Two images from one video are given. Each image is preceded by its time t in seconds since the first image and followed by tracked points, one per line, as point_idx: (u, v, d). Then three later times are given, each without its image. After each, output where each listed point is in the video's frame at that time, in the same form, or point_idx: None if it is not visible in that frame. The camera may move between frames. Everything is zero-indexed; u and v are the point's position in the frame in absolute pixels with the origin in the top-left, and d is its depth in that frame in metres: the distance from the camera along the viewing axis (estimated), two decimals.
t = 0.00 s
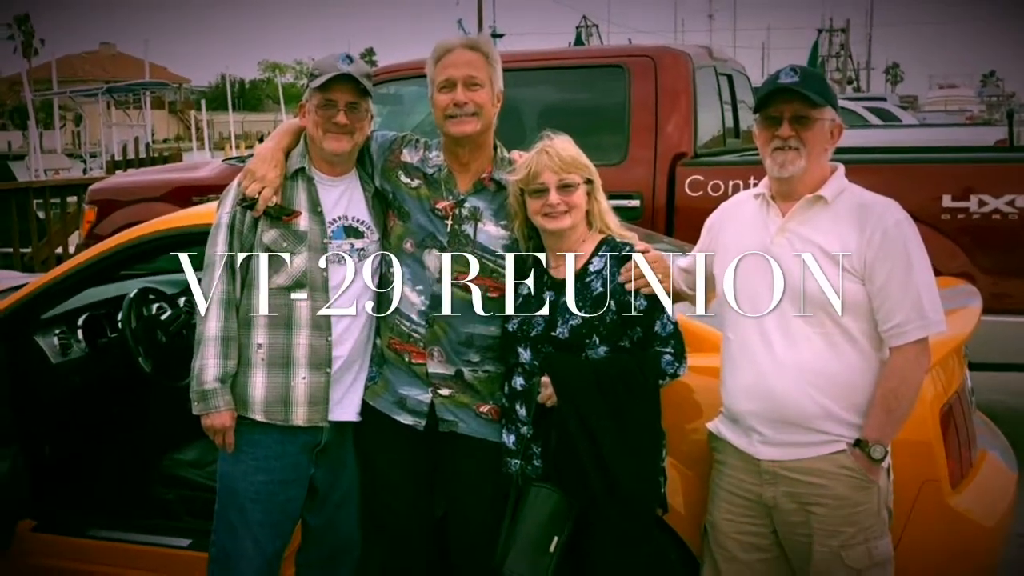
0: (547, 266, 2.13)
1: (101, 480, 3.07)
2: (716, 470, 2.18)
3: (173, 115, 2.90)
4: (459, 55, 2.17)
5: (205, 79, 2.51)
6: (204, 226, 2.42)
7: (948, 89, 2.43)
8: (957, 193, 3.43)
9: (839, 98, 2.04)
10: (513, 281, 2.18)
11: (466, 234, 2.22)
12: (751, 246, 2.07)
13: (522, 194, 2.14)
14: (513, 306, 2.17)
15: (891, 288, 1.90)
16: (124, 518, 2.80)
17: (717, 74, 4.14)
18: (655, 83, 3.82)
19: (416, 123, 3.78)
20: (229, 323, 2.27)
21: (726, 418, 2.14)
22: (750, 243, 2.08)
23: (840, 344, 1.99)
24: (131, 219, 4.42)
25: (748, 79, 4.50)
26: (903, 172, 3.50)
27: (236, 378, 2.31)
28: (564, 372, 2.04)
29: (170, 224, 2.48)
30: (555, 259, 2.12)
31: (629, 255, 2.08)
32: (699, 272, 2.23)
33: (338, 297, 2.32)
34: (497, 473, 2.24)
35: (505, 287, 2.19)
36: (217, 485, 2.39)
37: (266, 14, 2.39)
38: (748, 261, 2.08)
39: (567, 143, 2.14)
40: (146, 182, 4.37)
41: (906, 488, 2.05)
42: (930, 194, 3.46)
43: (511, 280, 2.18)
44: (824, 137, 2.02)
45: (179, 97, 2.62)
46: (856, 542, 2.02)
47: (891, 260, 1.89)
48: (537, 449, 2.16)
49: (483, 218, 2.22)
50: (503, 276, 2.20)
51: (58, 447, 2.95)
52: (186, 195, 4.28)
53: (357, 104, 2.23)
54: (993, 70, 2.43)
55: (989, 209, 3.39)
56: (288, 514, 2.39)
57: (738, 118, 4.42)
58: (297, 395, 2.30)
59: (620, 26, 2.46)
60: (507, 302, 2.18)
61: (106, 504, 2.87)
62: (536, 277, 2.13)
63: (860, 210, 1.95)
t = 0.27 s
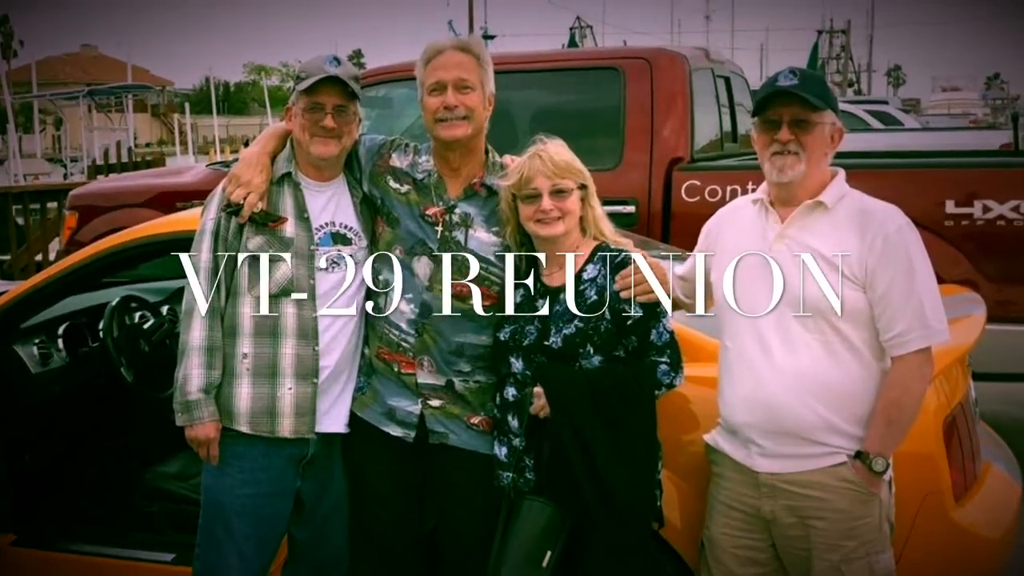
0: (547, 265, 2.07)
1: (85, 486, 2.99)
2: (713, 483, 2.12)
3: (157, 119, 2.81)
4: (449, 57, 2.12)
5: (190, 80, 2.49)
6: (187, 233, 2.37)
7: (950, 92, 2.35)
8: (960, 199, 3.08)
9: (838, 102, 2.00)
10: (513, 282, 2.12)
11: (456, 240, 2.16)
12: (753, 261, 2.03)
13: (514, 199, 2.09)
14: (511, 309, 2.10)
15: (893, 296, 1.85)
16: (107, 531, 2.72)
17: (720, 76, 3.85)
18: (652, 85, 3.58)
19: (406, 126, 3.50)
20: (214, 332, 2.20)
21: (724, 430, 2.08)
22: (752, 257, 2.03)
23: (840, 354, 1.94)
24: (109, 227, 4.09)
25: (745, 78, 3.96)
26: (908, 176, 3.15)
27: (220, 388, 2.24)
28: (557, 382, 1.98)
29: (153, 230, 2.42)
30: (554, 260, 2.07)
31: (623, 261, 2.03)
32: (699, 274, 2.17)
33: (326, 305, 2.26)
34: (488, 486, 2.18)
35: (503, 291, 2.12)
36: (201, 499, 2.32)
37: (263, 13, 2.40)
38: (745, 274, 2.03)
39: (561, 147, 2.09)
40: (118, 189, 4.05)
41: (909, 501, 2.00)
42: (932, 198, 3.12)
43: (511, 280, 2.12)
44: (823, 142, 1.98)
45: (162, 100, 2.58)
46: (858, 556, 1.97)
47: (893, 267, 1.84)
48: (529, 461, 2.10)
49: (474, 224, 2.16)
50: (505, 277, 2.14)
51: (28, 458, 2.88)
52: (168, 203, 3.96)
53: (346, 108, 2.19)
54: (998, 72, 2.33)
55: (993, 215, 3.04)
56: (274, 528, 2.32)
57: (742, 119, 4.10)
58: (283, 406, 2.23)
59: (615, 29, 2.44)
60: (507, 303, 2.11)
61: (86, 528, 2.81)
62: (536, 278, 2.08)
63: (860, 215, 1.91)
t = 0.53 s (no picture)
0: (543, 270, 2.01)
1: (66, 498, 2.91)
2: (710, 496, 2.07)
3: (140, 123, 2.78)
4: (440, 59, 2.08)
5: (173, 83, 2.46)
6: (172, 237, 2.30)
7: (954, 95, 2.31)
8: (964, 205, 3.00)
9: (839, 105, 1.96)
10: (513, 281, 2.07)
11: (447, 247, 2.12)
12: (751, 266, 1.99)
13: (507, 205, 2.04)
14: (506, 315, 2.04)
15: (894, 305, 1.80)
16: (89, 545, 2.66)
17: (716, 80, 3.79)
18: (647, 88, 3.52)
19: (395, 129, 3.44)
20: (198, 340, 2.14)
21: (721, 441, 2.02)
22: (751, 263, 1.99)
23: (840, 363, 1.89)
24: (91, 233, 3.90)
25: (744, 84, 3.90)
26: (911, 181, 3.05)
27: (205, 399, 2.18)
28: (550, 393, 1.92)
29: (136, 237, 2.37)
30: (552, 264, 2.01)
31: (618, 269, 1.98)
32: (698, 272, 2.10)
33: (313, 313, 2.21)
34: (480, 498, 2.12)
35: (505, 287, 2.07)
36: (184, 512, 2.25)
37: (257, 16, 2.38)
38: (745, 275, 1.99)
39: (554, 151, 2.04)
40: (101, 194, 3.86)
41: (911, 514, 1.95)
42: (936, 205, 3.02)
43: (511, 280, 2.07)
44: (823, 146, 1.93)
45: (145, 102, 2.55)
46: (859, 571, 1.92)
47: (895, 274, 1.80)
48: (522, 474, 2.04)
49: (465, 230, 2.12)
50: (505, 275, 2.09)
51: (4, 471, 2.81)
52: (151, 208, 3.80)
53: (333, 111, 2.14)
54: (1003, 76, 2.28)
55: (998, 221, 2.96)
56: (260, 543, 2.26)
57: (737, 125, 4.01)
58: (269, 417, 2.17)
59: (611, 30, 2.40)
60: (506, 299, 2.06)
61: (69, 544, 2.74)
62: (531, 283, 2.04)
63: (862, 221, 1.86)
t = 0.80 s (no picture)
0: (536, 280, 1.96)
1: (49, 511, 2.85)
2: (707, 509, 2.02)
3: (122, 126, 2.75)
4: (430, 61, 2.03)
5: (157, 85, 2.42)
6: (156, 245, 2.25)
7: (957, 97, 2.28)
8: (968, 210, 2.95)
9: (839, 108, 1.91)
10: (513, 280, 2.01)
11: (437, 254, 2.07)
12: (749, 273, 1.95)
13: (499, 210, 2.00)
14: (498, 323, 1.98)
15: (896, 312, 1.75)
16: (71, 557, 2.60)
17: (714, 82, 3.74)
18: (643, 91, 3.46)
19: (383, 133, 3.40)
20: (183, 349, 2.08)
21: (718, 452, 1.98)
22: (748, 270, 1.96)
23: (841, 372, 1.84)
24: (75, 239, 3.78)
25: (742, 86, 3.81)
26: (914, 185, 2.99)
27: (189, 410, 2.12)
28: (543, 403, 1.87)
29: (117, 244, 2.31)
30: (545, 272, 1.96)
31: (613, 275, 1.92)
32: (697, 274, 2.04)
33: (300, 322, 2.15)
34: (472, 511, 2.06)
35: (505, 285, 2.01)
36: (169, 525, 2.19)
37: (245, 17, 2.34)
38: (745, 278, 1.95)
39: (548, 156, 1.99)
40: (84, 200, 3.72)
41: (912, 528, 1.91)
42: (938, 211, 2.97)
43: (511, 280, 2.00)
44: (823, 150, 1.89)
45: (128, 105, 2.48)
46: None
47: (897, 281, 1.75)
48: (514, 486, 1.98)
49: (456, 236, 2.07)
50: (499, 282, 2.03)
51: None
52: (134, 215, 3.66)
53: (321, 115, 2.09)
54: (1008, 78, 2.24)
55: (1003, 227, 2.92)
56: (246, 556, 2.20)
57: (733, 128, 3.97)
58: (255, 427, 2.11)
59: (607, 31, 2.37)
60: (507, 299, 1.99)
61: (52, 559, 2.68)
62: (521, 295, 1.98)
63: (863, 227, 1.81)
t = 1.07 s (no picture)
0: (531, 286, 1.91)
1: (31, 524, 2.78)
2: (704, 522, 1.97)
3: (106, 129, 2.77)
4: (420, 63, 1.99)
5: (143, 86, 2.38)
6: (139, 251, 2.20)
7: (961, 99, 2.28)
8: (971, 216, 2.91)
9: (839, 111, 1.88)
10: (512, 280, 1.93)
11: (428, 260, 2.02)
12: (747, 278, 1.87)
13: (492, 215, 1.95)
14: (490, 331, 1.93)
15: (898, 320, 1.71)
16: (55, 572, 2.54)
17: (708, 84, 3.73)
18: (637, 94, 3.42)
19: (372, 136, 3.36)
20: (167, 358, 2.03)
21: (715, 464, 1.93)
22: (744, 277, 1.88)
23: (841, 382, 1.79)
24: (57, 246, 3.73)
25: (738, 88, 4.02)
26: (915, 190, 2.97)
27: (174, 420, 2.07)
28: (536, 413, 1.82)
29: (99, 249, 2.26)
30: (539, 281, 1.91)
31: (607, 282, 1.87)
32: (697, 275, 1.97)
33: (288, 330, 2.09)
34: (464, 525, 2.01)
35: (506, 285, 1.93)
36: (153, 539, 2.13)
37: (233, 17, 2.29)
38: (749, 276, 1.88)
39: (541, 160, 1.95)
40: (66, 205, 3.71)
41: (914, 540, 1.86)
42: (942, 215, 2.94)
43: (511, 280, 1.92)
44: (823, 154, 1.84)
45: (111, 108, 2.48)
46: None
47: (899, 288, 1.70)
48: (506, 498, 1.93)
49: (447, 242, 2.03)
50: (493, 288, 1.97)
51: None
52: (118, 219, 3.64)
53: (308, 118, 2.04)
54: (1012, 80, 2.23)
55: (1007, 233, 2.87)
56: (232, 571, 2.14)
57: (731, 131, 3.99)
58: (242, 438, 2.06)
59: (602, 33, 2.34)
60: (507, 298, 1.92)
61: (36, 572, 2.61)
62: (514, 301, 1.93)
63: (864, 233, 1.77)
